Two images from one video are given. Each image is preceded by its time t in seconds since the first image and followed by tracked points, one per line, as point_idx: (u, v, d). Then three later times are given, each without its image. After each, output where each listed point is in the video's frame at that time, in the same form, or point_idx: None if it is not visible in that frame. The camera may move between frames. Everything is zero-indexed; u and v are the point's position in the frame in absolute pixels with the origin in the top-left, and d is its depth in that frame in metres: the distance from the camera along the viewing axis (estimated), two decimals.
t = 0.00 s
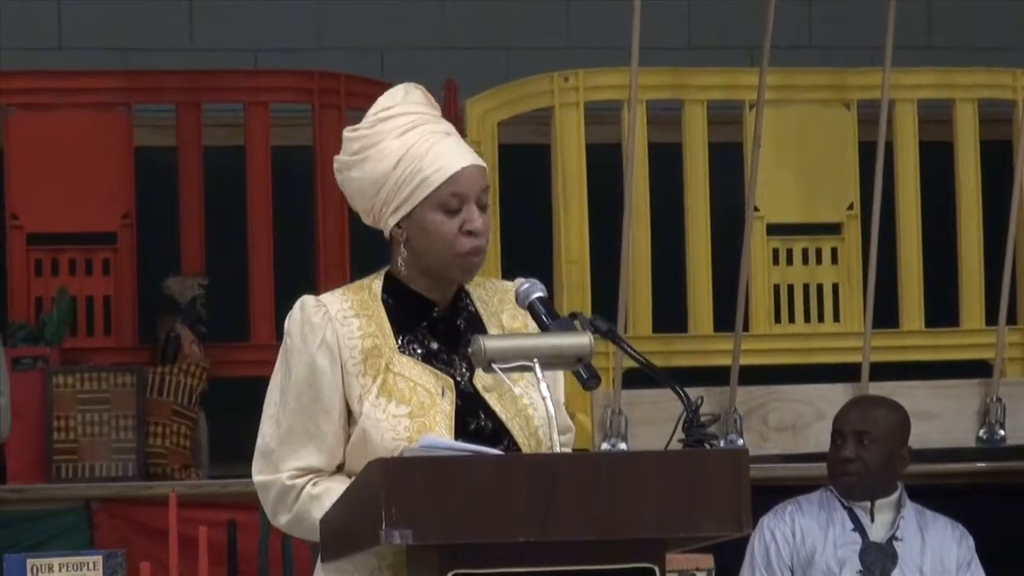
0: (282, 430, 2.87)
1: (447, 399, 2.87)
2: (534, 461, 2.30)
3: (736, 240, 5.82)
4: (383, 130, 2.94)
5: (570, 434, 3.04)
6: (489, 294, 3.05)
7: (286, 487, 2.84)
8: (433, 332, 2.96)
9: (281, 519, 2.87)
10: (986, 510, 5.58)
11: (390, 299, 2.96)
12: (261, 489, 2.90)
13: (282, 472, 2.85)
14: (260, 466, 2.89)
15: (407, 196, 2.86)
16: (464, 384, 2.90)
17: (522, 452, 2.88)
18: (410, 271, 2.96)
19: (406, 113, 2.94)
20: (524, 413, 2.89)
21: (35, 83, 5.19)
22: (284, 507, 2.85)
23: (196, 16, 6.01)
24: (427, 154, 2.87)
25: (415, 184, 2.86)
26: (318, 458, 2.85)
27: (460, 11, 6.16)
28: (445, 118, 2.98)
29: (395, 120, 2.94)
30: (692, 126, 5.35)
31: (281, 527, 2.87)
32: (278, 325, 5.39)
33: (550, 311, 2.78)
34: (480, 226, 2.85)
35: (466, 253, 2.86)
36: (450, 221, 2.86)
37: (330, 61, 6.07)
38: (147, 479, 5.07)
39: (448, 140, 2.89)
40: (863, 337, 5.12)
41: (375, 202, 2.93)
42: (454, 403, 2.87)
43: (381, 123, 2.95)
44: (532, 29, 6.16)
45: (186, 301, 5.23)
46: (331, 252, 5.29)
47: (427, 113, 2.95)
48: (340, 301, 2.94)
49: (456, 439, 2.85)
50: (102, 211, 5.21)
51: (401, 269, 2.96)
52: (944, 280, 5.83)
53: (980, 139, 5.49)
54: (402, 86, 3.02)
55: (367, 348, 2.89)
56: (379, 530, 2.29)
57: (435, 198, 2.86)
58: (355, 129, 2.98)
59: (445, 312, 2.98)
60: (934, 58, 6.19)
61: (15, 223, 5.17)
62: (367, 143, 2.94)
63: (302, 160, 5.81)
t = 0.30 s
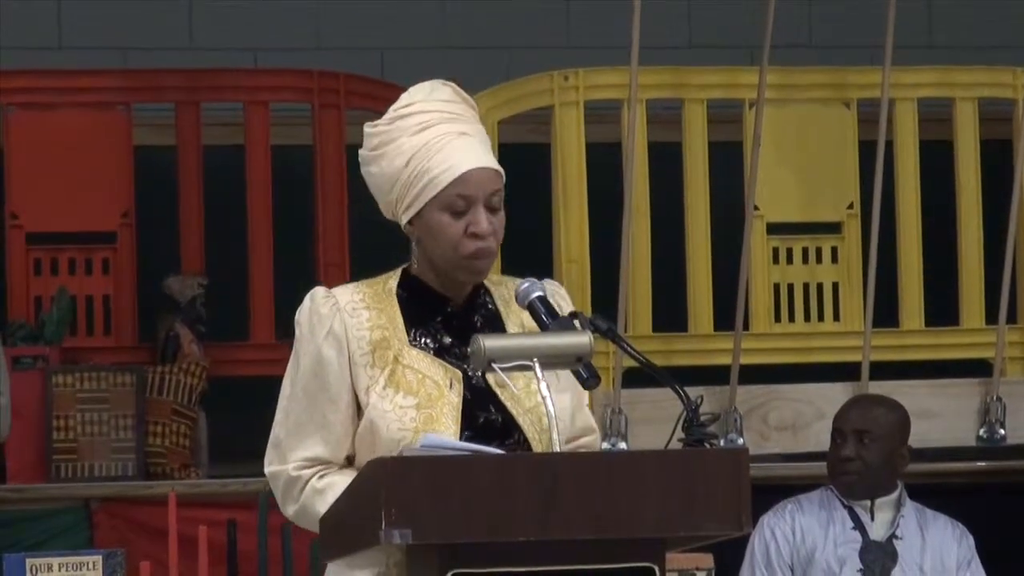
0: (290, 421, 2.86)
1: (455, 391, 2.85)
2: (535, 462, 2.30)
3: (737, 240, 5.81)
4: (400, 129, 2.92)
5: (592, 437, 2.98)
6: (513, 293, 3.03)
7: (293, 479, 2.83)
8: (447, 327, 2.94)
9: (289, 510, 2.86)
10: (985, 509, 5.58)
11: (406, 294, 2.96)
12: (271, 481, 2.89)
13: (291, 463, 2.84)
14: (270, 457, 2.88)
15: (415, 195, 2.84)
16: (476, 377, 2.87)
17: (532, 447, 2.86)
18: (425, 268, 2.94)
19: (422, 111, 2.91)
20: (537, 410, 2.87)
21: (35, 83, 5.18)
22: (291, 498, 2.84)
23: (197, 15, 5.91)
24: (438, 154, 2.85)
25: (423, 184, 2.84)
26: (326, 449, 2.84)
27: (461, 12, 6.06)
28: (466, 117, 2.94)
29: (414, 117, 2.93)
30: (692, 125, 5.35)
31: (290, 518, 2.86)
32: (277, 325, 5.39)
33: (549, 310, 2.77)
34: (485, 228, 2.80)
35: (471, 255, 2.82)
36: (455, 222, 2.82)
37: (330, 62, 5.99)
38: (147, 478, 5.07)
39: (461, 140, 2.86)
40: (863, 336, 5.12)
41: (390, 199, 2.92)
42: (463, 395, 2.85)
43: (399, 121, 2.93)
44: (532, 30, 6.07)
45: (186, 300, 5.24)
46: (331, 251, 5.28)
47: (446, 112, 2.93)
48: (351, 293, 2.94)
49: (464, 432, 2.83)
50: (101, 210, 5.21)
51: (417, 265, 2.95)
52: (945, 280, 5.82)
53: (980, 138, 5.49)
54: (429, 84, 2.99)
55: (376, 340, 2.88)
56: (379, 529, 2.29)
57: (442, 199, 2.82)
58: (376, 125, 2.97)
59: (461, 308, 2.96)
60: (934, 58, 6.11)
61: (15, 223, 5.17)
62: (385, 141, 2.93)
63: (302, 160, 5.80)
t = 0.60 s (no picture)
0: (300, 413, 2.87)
1: (461, 389, 2.85)
2: (535, 463, 2.30)
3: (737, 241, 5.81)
4: (420, 127, 2.93)
5: (610, 444, 2.93)
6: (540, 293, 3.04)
7: (300, 471, 2.83)
8: (461, 325, 2.95)
9: (295, 505, 2.85)
10: (985, 510, 5.58)
11: (422, 292, 2.97)
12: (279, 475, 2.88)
13: (298, 456, 2.84)
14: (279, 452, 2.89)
15: (433, 193, 2.85)
16: (485, 377, 2.87)
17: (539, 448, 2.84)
18: (443, 267, 2.94)
19: (443, 109, 2.91)
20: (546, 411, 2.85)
21: (35, 82, 5.18)
22: (297, 492, 2.83)
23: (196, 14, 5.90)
24: (456, 152, 2.85)
25: (441, 182, 2.84)
26: (333, 443, 2.84)
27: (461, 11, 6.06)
28: (487, 115, 2.94)
29: (434, 115, 2.93)
30: (692, 125, 5.35)
31: (297, 513, 2.85)
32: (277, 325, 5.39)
33: (549, 310, 2.77)
34: (502, 225, 2.80)
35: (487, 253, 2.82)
36: (472, 219, 2.82)
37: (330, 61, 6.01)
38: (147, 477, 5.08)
39: (479, 138, 2.86)
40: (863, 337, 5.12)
41: (409, 197, 2.92)
42: (470, 394, 2.85)
43: (420, 118, 2.94)
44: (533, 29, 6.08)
45: (186, 300, 5.25)
46: (331, 250, 5.28)
47: (467, 110, 2.92)
48: (364, 289, 2.96)
49: (468, 431, 2.83)
50: (101, 210, 5.21)
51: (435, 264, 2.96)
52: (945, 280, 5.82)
53: (980, 139, 5.50)
54: (452, 82, 2.99)
55: (386, 336, 2.89)
56: (378, 529, 2.29)
57: (458, 196, 2.83)
58: (397, 122, 2.98)
59: (477, 307, 2.97)
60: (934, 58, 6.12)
61: (15, 222, 5.16)
62: (404, 138, 2.94)
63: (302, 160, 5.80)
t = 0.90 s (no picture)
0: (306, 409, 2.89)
1: (464, 388, 2.85)
2: (535, 460, 2.31)
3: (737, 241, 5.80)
4: (428, 124, 2.94)
5: (618, 446, 2.94)
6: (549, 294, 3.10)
7: (304, 466, 2.85)
8: (469, 325, 2.95)
9: (301, 499, 2.87)
10: (983, 510, 5.58)
11: (433, 290, 2.97)
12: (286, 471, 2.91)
13: (303, 452, 2.86)
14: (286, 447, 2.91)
15: (440, 185, 2.86)
16: (490, 377, 2.87)
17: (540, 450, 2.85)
18: (452, 264, 2.94)
19: (451, 106, 2.93)
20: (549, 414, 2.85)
21: (36, 79, 5.17)
22: (302, 487, 2.85)
23: (197, 11, 5.90)
24: (463, 145, 2.86)
25: (449, 175, 2.85)
26: (337, 439, 2.86)
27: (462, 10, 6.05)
28: (496, 111, 2.95)
29: (442, 113, 2.95)
30: (692, 124, 5.36)
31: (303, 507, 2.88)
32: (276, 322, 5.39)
33: (548, 309, 2.77)
34: (509, 214, 2.81)
35: (495, 243, 2.82)
36: (480, 210, 2.83)
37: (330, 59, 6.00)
38: (146, 475, 5.07)
39: (486, 131, 2.87)
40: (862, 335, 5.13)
41: (418, 195, 2.93)
42: (473, 393, 2.86)
43: (428, 116, 2.95)
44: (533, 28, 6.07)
45: (185, 296, 5.27)
46: (331, 248, 5.29)
47: (475, 106, 2.94)
48: (373, 287, 2.98)
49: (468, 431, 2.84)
50: (100, 206, 5.20)
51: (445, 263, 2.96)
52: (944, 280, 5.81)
53: (980, 141, 5.50)
54: (460, 82, 3.01)
55: (391, 333, 2.90)
56: (377, 526, 2.29)
57: (466, 187, 2.84)
58: (406, 123, 2.99)
59: (486, 307, 2.96)
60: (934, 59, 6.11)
61: (14, 218, 5.15)
62: (412, 137, 2.95)
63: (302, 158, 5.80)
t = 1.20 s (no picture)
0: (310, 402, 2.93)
1: (466, 381, 2.90)
2: (533, 452, 2.31)
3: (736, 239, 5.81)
4: (426, 120, 3.00)
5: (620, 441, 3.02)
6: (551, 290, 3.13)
7: (306, 459, 2.88)
8: (472, 319, 2.99)
9: (302, 492, 2.90)
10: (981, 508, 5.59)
11: (437, 285, 3.01)
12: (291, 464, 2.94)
13: (306, 445, 2.90)
14: (290, 441, 2.94)
15: (442, 178, 2.91)
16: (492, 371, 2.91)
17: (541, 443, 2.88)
18: (455, 258, 2.99)
19: (450, 101, 2.99)
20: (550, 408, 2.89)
21: (36, 73, 5.19)
22: (304, 480, 2.89)
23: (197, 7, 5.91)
24: (463, 138, 2.92)
25: (449, 167, 2.91)
26: (339, 432, 2.90)
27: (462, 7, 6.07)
28: (494, 104, 3.01)
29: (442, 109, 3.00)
30: (691, 119, 5.39)
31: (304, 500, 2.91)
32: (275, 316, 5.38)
33: (547, 303, 2.77)
34: (510, 204, 2.86)
35: (497, 233, 2.87)
36: (481, 201, 2.88)
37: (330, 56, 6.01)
38: (144, 469, 5.10)
39: (486, 123, 2.93)
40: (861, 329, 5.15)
41: (419, 190, 2.99)
42: (475, 386, 2.90)
43: (427, 112, 3.01)
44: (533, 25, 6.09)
45: (182, 291, 5.19)
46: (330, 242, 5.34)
47: (473, 99, 3.00)
48: (377, 281, 3.01)
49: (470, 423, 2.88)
50: (98, 200, 5.21)
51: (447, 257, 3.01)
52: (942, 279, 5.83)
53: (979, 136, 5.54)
54: (458, 79, 3.07)
55: (394, 327, 2.94)
56: (374, 522, 2.29)
57: (467, 179, 2.89)
58: (403, 120, 3.05)
59: (489, 302, 2.99)
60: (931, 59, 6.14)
61: (13, 212, 5.17)
62: (411, 133, 3.01)
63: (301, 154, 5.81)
